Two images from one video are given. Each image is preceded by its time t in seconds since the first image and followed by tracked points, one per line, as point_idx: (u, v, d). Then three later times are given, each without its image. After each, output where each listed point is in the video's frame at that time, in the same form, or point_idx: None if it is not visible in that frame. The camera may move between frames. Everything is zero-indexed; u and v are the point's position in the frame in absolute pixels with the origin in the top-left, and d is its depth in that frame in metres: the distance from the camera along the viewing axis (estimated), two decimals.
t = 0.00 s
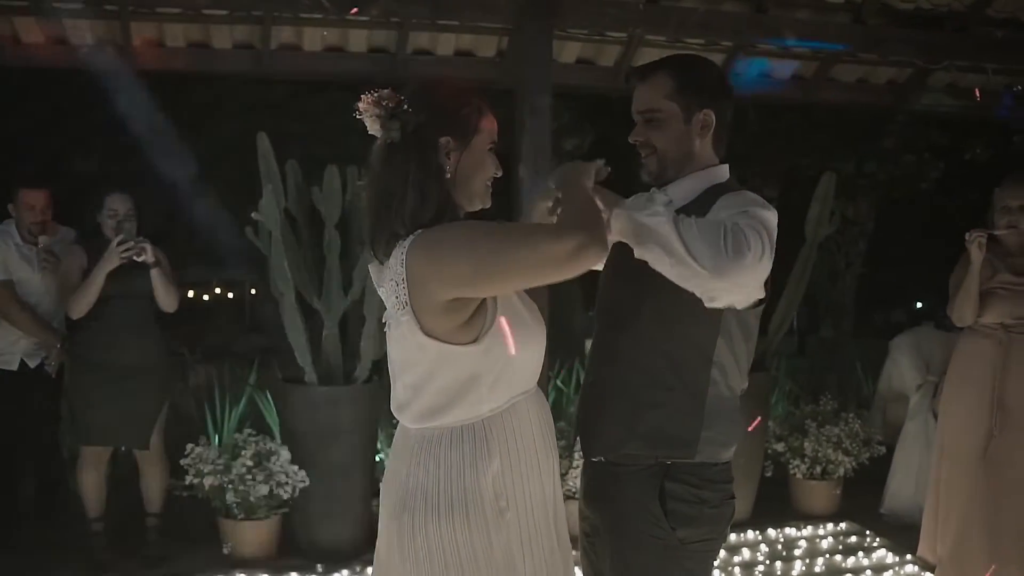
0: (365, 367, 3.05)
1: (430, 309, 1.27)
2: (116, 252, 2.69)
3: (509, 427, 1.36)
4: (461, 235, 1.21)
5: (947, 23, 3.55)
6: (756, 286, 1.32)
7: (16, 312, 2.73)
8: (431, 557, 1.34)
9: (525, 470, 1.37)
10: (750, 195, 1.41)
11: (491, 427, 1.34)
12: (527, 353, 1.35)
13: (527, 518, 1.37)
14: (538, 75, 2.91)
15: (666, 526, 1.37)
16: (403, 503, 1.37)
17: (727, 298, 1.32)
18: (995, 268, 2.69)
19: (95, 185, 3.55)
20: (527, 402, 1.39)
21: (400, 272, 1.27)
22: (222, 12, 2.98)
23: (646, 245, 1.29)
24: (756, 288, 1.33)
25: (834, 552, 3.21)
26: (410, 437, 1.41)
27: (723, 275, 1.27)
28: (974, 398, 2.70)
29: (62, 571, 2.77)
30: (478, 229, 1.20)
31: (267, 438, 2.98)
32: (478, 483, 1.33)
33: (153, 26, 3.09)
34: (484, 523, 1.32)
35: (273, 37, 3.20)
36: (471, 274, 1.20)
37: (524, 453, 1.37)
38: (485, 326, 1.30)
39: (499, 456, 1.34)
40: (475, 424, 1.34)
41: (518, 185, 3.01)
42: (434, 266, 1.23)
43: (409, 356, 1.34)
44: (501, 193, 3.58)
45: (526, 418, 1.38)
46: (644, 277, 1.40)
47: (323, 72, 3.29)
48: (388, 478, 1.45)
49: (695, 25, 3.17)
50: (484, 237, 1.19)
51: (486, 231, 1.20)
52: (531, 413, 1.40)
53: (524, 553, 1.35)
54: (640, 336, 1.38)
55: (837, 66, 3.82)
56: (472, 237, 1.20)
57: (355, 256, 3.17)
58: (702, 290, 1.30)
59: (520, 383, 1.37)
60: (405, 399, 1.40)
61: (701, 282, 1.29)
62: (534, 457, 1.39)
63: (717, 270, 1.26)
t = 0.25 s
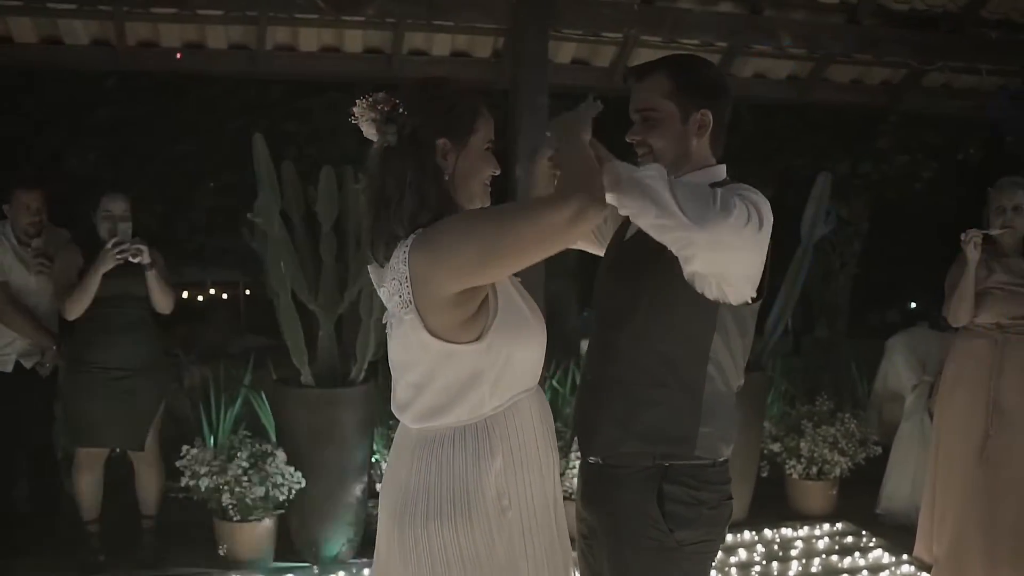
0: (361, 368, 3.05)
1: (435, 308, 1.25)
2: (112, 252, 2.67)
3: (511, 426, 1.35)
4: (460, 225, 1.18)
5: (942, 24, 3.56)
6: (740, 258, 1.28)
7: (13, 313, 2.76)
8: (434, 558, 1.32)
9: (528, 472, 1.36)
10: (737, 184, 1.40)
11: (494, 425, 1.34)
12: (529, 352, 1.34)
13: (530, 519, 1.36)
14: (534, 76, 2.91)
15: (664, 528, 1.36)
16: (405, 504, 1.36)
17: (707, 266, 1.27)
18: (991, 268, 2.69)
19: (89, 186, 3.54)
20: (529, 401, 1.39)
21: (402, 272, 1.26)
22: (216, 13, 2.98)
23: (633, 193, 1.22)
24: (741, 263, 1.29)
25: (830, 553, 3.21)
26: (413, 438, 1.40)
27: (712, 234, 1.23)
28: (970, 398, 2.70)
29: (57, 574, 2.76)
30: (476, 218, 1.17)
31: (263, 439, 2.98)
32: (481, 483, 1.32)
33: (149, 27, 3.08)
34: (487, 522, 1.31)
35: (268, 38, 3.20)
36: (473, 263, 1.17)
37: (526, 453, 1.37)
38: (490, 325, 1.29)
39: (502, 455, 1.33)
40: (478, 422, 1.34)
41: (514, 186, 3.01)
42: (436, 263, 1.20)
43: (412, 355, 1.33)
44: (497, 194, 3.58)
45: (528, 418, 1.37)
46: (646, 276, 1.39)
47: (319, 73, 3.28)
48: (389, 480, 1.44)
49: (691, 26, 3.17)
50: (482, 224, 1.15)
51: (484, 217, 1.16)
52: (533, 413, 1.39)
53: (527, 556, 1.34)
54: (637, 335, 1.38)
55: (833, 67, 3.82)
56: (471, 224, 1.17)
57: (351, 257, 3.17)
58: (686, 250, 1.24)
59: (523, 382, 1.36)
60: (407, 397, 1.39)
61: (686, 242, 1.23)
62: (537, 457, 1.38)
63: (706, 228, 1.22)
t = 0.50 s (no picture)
0: (358, 369, 3.04)
1: (441, 306, 1.18)
2: (108, 252, 2.70)
3: (517, 423, 1.28)
4: (459, 213, 1.11)
5: (938, 25, 3.57)
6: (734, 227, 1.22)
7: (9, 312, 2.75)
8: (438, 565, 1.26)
9: (536, 473, 1.29)
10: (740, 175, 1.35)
11: (499, 423, 1.26)
12: (536, 348, 1.27)
13: (539, 523, 1.29)
14: (531, 76, 2.90)
15: (663, 530, 1.32)
16: (405, 507, 1.29)
17: (698, 232, 1.21)
18: (987, 269, 2.69)
19: (85, 187, 3.54)
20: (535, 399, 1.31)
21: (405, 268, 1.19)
22: (212, 13, 2.97)
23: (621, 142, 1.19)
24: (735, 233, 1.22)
25: (827, 553, 3.21)
26: (413, 438, 1.33)
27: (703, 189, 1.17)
28: (966, 399, 2.70)
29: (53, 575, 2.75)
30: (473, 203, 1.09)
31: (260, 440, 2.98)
32: (486, 486, 1.25)
33: (145, 27, 3.08)
34: (494, 526, 1.25)
35: (264, 38, 3.20)
36: (476, 251, 1.10)
37: (534, 454, 1.29)
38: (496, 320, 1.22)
39: (507, 455, 1.26)
40: (482, 420, 1.26)
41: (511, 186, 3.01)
42: (439, 256, 1.13)
43: (414, 353, 1.26)
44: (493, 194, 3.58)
45: (534, 417, 1.30)
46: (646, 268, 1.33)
47: (315, 73, 3.28)
48: (388, 480, 1.37)
49: (687, 26, 3.17)
50: (480, 208, 1.08)
51: (480, 201, 1.09)
52: (540, 411, 1.32)
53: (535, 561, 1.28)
54: (637, 332, 1.33)
55: (829, 67, 3.83)
56: (469, 210, 1.09)
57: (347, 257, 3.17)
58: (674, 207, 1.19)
59: (529, 379, 1.29)
60: (409, 397, 1.32)
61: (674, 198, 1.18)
62: (545, 458, 1.31)
63: (696, 180, 1.17)
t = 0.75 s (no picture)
0: (356, 370, 3.04)
1: (449, 300, 1.15)
2: (106, 254, 2.66)
3: (523, 419, 1.23)
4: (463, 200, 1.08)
5: (935, 26, 3.57)
6: (728, 200, 1.19)
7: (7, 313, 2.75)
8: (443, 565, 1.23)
9: (544, 472, 1.25)
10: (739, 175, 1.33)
11: (505, 419, 1.22)
12: (543, 343, 1.23)
13: (548, 523, 1.24)
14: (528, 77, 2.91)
15: (661, 531, 1.31)
16: (409, 505, 1.26)
17: (687, 200, 1.19)
18: (985, 269, 2.70)
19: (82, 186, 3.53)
20: (542, 396, 1.26)
21: (415, 263, 1.18)
22: (210, 13, 2.97)
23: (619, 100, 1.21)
24: (727, 206, 1.20)
25: (825, 554, 3.21)
26: (419, 435, 1.31)
27: (694, 153, 1.16)
28: (964, 399, 2.70)
29: None
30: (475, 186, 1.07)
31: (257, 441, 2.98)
32: (492, 484, 1.21)
33: (142, 27, 3.08)
34: (501, 526, 1.21)
35: (262, 38, 3.19)
36: (479, 237, 1.06)
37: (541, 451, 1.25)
38: (503, 314, 1.19)
39: (513, 452, 1.22)
40: (489, 415, 1.23)
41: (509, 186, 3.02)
42: (443, 246, 1.10)
43: (423, 349, 1.23)
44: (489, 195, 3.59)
45: (543, 414, 1.26)
46: (640, 266, 1.33)
47: (313, 73, 3.28)
48: (393, 479, 1.35)
49: (685, 27, 3.17)
50: (480, 192, 1.05)
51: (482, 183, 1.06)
52: (547, 408, 1.27)
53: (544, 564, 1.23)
54: (634, 333, 1.33)
55: (826, 68, 3.83)
56: (470, 194, 1.07)
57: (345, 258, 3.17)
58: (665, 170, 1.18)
59: (537, 374, 1.25)
60: (417, 394, 1.29)
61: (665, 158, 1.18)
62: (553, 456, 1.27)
63: (691, 139, 1.16)
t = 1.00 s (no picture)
0: (353, 371, 3.04)
1: (456, 297, 1.11)
2: (102, 255, 2.65)
3: (531, 416, 1.21)
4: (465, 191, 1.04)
5: (931, 27, 3.58)
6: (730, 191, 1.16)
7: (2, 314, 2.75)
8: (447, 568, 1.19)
9: (551, 472, 1.22)
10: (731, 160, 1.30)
11: (512, 415, 1.20)
12: (550, 339, 1.20)
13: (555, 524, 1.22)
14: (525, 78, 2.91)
15: (658, 533, 1.31)
16: (412, 507, 1.23)
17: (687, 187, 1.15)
18: (981, 270, 2.70)
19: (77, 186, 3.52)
20: (548, 394, 1.24)
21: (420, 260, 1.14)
22: (207, 13, 2.97)
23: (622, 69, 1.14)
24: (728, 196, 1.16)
25: (822, 554, 3.21)
26: (423, 435, 1.27)
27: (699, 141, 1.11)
28: (961, 400, 2.71)
29: None
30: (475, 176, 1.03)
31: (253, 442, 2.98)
32: (498, 484, 1.19)
33: (138, 26, 3.07)
34: (508, 528, 1.18)
35: (259, 38, 3.19)
36: (482, 228, 1.03)
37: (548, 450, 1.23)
38: (511, 310, 1.16)
39: (520, 449, 1.20)
40: (495, 412, 1.20)
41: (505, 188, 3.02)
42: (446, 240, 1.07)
43: (427, 346, 1.20)
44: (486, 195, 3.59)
45: (549, 412, 1.24)
46: (633, 266, 1.33)
47: (309, 73, 3.28)
48: (394, 480, 1.31)
49: (682, 28, 3.18)
50: (481, 182, 1.01)
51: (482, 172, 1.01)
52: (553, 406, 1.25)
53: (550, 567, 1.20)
54: (629, 334, 1.33)
55: (823, 69, 3.84)
56: (470, 185, 1.03)
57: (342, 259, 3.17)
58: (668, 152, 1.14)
59: (544, 372, 1.22)
60: (421, 393, 1.26)
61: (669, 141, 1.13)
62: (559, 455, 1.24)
63: (704, 120, 1.11)
